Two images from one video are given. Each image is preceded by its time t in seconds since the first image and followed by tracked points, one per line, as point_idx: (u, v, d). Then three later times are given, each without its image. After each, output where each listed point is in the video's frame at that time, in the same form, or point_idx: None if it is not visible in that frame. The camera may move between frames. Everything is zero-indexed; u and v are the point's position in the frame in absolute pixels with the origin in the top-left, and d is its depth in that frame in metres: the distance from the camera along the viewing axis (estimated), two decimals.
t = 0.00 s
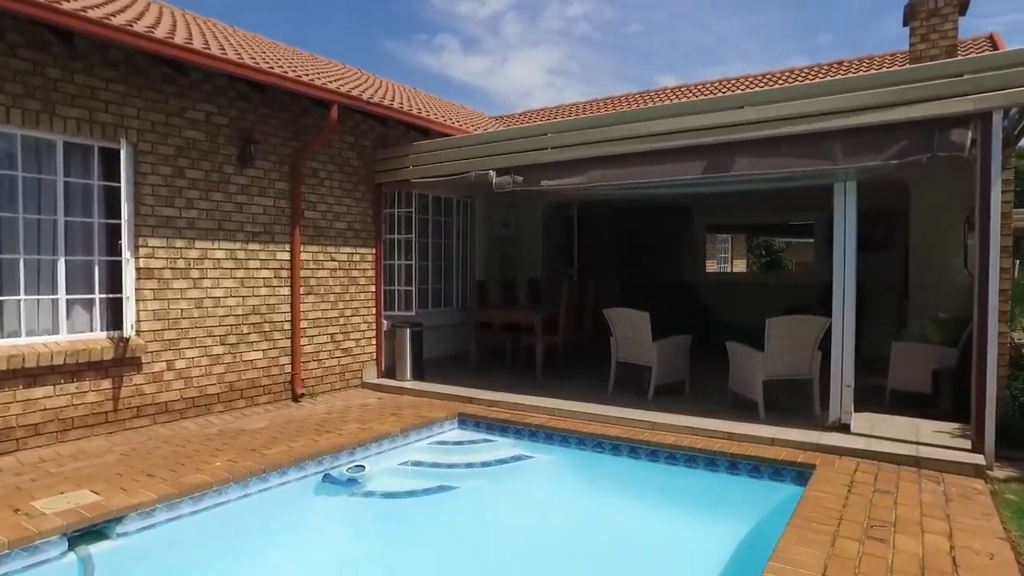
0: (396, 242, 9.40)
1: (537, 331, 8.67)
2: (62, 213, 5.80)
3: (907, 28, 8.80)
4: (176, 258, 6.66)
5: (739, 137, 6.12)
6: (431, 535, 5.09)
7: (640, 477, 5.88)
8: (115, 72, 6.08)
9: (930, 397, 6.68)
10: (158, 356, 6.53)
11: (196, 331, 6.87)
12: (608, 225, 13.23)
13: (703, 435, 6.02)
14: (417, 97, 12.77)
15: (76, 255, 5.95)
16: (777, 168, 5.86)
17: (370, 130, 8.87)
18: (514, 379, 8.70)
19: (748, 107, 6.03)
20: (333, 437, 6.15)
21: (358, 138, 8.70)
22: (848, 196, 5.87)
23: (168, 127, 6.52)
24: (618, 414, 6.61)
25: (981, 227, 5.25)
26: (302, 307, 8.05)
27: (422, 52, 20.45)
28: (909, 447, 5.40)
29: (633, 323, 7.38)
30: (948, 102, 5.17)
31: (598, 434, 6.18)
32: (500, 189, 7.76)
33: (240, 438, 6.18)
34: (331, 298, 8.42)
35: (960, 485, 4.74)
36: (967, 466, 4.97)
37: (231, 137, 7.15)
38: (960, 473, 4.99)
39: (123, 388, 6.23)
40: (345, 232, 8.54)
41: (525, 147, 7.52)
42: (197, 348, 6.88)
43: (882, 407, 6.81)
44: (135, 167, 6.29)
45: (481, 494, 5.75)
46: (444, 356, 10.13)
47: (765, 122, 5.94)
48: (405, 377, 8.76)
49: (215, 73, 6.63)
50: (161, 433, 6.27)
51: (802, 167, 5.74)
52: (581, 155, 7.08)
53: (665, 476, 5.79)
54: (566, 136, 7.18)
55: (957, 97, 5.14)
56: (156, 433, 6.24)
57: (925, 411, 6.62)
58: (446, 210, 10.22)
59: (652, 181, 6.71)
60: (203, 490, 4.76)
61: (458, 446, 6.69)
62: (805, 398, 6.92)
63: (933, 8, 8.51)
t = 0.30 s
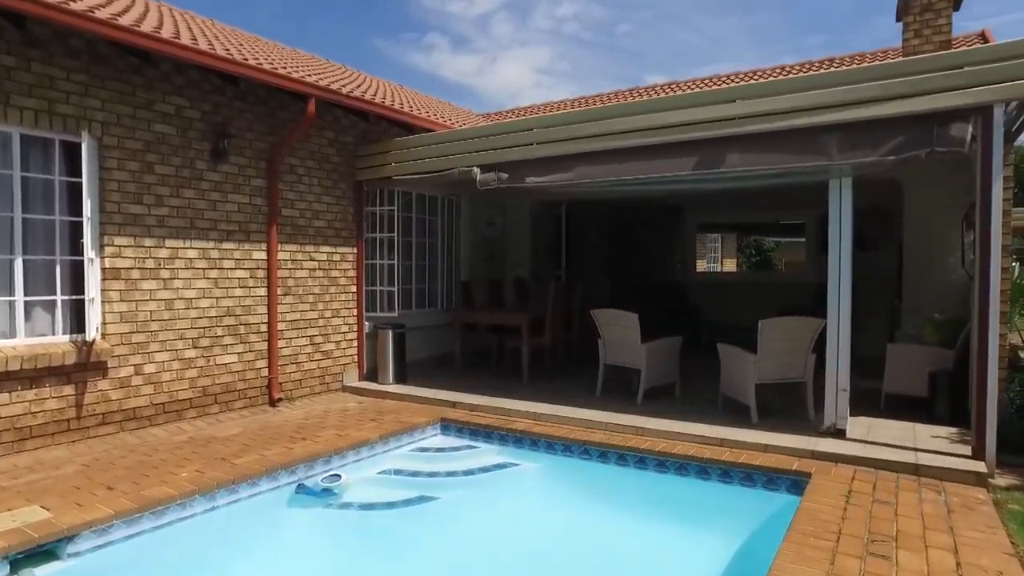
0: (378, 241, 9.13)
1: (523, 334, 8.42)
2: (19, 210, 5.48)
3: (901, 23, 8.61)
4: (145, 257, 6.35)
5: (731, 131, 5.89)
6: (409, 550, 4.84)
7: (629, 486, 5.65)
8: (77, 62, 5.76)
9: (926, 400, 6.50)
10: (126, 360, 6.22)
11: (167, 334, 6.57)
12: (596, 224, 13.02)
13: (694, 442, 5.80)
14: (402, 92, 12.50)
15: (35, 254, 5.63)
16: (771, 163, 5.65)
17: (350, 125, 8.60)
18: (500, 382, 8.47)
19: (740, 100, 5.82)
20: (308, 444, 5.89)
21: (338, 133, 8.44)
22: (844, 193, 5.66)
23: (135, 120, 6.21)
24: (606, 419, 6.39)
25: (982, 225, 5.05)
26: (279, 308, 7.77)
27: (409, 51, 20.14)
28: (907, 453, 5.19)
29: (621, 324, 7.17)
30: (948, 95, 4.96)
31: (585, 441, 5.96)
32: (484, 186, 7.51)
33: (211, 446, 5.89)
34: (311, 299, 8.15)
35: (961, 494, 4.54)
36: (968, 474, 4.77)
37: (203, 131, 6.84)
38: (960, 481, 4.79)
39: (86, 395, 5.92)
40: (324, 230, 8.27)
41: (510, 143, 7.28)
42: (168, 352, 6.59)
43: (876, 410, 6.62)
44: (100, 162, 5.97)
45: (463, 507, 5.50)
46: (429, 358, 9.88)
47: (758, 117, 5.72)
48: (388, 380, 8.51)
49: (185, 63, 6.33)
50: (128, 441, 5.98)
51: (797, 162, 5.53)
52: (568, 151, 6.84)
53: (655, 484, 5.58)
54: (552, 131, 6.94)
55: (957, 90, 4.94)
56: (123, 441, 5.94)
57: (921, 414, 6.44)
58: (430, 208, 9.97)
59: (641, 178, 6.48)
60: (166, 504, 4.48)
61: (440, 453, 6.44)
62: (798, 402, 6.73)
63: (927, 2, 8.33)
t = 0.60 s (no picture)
0: (359, 240, 8.85)
1: (508, 335, 8.16)
2: None
3: (894, 17, 8.42)
4: (110, 256, 6.03)
5: (722, 125, 5.66)
6: (383, 566, 4.56)
7: (616, 495, 5.41)
8: (34, 50, 5.44)
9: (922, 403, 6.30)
10: (89, 365, 5.90)
11: (134, 338, 6.25)
12: (584, 222, 12.81)
13: (683, 448, 5.57)
14: (386, 88, 12.23)
15: None
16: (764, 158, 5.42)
17: (329, 121, 8.32)
18: (484, 385, 8.23)
19: (732, 93, 5.59)
20: (280, 453, 5.61)
21: (317, 129, 8.16)
22: (839, 189, 5.44)
23: (98, 112, 5.90)
24: (591, 424, 6.15)
25: (982, 223, 4.84)
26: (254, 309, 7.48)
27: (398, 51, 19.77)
28: (905, 460, 4.98)
29: (608, 326, 6.94)
30: (947, 87, 4.74)
31: (569, 448, 5.72)
32: (467, 182, 7.26)
33: (177, 454, 5.60)
34: (288, 300, 7.87)
35: (963, 504, 4.32)
36: (968, 482, 4.55)
37: (173, 125, 6.53)
38: (961, 489, 4.57)
39: (45, 402, 5.61)
40: (301, 229, 7.99)
41: (493, 138, 7.03)
42: (136, 356, 6.27)
43: (870, 414, 6.42)
44: (60, 156, 5.65)
45: (442, 519, 5.24)
46: (412, 360, 9.63)
47: (751, 109, 5.50)
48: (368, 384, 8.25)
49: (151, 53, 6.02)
50: (89, 449, 5.68)
51: (790, 157, 5.31)
52: (553, 145, 6.59)
53: (643, 494, 5.34)
54: (537, 126, 6.69)
55: (957, 82, 4.72)
56: (84, 450, 5.64)
57: (917, 418, 6.24)
58: (413, 207, 9.71)
59: (629, 174, 6.25)
60: (122, 519, 4.19)
61: (420, 461, 6.19)
62: (790, 406, 6.52)
63: None
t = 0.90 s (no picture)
0: (337, 239, 8.55)
1: (491, 337, 7.87)
2: None
3: (887, 12, 8.21)
4: (66, 256, 5.69)
5: (711, 118, 5.40)
6: None
7: (602, 507, 5.15)
8: None
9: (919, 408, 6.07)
10: (44, 372, 5.56)
11: (94, 342, 5.90)
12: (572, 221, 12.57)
13: (671, 458, 5.31)
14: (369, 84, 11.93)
15: None
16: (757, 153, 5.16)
17: (305, 115, 8.01)
18: (467, 389, 7.96)
19: (722, 84, 5.33)
20: (246, 463, 5.31)
21: (292, 124, 7.85)
22: (835, 185, 5.18)
23: (53, 103, 5.56)
24: (576, 432, 5.89)
25: (985, 220, 4.59)
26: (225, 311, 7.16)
27: (385, 48, 19.38)
28: (903, 469, 4.72)
29: (593, 328, 6.68)
30: (948, 76, 4.49)
31: (553, 457, 5.45)
32: (447, 179, 6.98)
33: (138, 465, 5.28)
34: (261, 301, 7.56)
35: (967, 517, 4.07)
36: (972, 494, 4.29)
37: (136, 117, 6.19)
38: (964, 501, 4.31)
39: None
40: (276, 227, 7.69)
41: (474, 132, 6.75)
42: (96, 360, 5.93)
43: (866, 419, 6.19)
44: (10, 149, 5.31)
45: (418, 535, 4.95)
46: (394, 363, 9.35)
47: (742, 101, 5.24)
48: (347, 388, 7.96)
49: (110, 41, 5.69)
50: (44, 461, 5.35)
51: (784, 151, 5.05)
52: (537, 139, 6.32)
53: (630, 506, 5.07)
54: (519, 120, 6.41)
55: (959, 72, 4.47)
56: (39, 462, 5.31)
57: (914, 423, 6.00)
58: (395, 205, 9.43)
59: (615, 169, 5.98)
60: (64, 541, 3.87)
61: (398, 470, 5.90)
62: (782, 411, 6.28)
63: None
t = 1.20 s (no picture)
0: (317, 239, 8.26)
1: (475, 340, 7.60)
2: None
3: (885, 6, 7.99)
4: (22, 256, 5.38)
5: (703, 111, 5.14)
6: None
7: (589, 521, 4.88)
8: None
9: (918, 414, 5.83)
10: None
11: (54, 347, 5.58)
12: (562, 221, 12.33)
13: (662, 469, 5.04)
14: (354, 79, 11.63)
15: None
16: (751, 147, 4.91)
17: (283, 110, 7.72)
18: (451, 394, 7.70)
19: (714, 76, 5.08)
20: (213, 475, 5.02)
21: (269, 119, 7.56)
22: (832, 181, 4.93)
23: (7, 94, 5.24)
24: (562, 440, 5.62)
25: (991, 218, 4.34)
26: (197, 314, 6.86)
27: (373, 46, 19.02)
28: (905, 481, 4.47)
29: (580, 330, 6.42)
30: (952, 66, 4.25)
31: (538, 467, 5.19)
32: (428, 176, 6.71)
33: (97, 477, 4.99)
34: (237, 303, 7.26)
35: (975, 535, 3.81)
36: (979, 509, 4.04)
37: (100, 110, 5.88)
38: (972, 516, 4.06)
39: None
40: (252, 227, 7.40)
41: (457, 127, 6.47)
42: (57, 366, 5.61)
43: (863, 425, 5.95)
44: None
45: (394, 552, 4.67)
46: (377, 366, 9.08)
47: (735, 92, 4.98)
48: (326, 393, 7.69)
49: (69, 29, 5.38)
50: None
51: (780, 146, 4.80)
52: (521, 134, 6.05)
53: (619, 521, 4.80)
54: (503, 113, 6.15)
55: (964, 61, 4.22)
56: None
57: (913, 430, 5.76)
58: (377, 204, 9.15)
59: (602, 165, 5.72)
60: (3, 565, 3.57)
61: (375, 481, 5.63)
62: (775, 417, 6.04)
63: None
